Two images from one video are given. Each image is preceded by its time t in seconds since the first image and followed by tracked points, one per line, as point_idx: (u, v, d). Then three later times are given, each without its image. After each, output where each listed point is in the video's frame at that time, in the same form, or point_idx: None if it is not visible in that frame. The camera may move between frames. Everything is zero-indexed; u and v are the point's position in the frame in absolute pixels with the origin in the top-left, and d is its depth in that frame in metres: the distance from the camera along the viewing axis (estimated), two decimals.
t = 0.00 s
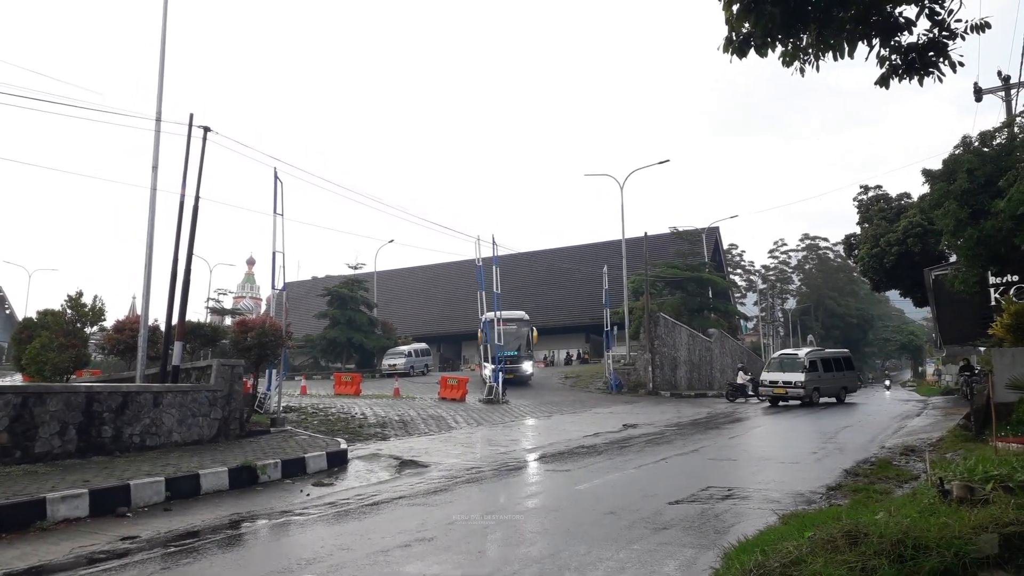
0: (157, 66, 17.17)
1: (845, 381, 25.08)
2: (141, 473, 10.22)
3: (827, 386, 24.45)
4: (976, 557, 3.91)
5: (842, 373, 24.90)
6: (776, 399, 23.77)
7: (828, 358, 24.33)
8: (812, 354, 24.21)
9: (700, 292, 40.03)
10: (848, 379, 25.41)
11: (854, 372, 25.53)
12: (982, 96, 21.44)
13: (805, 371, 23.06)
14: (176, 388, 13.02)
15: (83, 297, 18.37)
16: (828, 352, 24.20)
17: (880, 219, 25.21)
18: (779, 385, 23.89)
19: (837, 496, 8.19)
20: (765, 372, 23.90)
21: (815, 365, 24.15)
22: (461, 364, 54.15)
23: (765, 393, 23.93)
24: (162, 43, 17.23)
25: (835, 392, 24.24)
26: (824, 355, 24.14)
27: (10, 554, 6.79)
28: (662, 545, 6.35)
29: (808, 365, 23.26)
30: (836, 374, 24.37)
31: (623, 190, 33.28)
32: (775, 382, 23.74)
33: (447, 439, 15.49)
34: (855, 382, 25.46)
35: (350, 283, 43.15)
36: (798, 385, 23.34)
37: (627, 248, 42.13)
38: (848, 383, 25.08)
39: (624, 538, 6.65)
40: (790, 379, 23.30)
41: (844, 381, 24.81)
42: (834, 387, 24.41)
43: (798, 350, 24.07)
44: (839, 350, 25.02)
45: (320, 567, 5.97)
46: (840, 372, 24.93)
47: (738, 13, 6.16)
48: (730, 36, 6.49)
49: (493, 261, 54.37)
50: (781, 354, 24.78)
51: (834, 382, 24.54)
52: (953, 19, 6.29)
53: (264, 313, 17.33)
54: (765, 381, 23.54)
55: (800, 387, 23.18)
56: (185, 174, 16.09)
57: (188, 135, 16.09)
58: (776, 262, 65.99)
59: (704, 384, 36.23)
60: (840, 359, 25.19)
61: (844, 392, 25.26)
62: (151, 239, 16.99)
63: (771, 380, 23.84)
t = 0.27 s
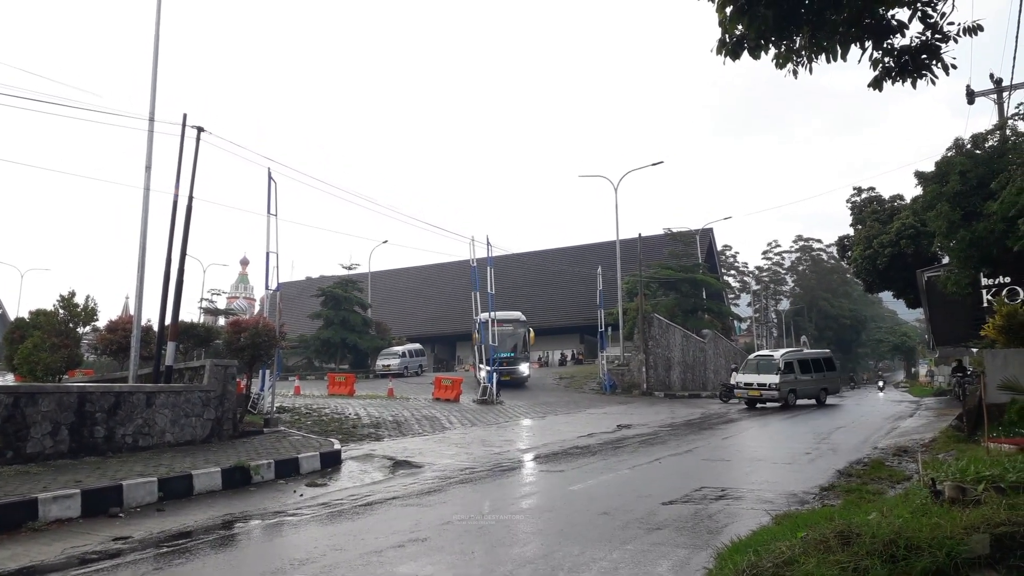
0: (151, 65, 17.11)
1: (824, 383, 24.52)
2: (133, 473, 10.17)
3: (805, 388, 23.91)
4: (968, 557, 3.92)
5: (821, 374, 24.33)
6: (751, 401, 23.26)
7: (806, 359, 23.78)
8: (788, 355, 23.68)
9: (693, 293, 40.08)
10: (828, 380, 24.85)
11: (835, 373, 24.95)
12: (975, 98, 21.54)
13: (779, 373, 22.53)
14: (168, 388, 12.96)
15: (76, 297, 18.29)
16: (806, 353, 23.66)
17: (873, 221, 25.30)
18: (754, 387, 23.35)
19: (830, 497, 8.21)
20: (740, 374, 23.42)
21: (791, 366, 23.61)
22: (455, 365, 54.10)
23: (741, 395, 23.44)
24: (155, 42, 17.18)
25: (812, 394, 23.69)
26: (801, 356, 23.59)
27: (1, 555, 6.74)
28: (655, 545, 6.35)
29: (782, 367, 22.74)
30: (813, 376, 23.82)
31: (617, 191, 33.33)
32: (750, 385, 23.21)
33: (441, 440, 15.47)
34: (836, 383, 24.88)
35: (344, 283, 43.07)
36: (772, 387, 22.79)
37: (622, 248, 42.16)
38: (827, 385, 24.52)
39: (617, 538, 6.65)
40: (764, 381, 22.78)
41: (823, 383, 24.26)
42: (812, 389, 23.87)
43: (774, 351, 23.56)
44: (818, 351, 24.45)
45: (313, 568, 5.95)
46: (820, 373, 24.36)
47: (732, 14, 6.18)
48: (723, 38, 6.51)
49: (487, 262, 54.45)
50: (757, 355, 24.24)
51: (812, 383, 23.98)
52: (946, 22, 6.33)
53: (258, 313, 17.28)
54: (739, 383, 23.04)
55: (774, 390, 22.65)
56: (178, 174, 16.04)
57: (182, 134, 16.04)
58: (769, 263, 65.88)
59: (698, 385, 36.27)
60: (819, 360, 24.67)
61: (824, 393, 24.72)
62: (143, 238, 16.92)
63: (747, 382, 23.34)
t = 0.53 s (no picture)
0: (148, 67, 17.09)
1: (806, 386, 24.02)
2: (129, 476, 10.14)
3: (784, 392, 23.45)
4: (963, 559, 3.94)
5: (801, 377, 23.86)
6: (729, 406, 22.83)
7: (785, 362, 23.33)
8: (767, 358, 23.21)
9: (690, 295, 40.09)
10: (810, 383, 24.37)
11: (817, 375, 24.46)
12: (970, 101, 21.61)
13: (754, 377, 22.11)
14: (165, 390, 12.93)
15: (72, 299, 18.24)
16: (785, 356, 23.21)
17: (869, 223, 25.36)
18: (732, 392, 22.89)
19: (826, 500, 8.21)
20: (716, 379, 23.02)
21: (769, 370, 23.16)
22: (452, 367, 54.05)
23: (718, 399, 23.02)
24: (152, 44, 17.16)
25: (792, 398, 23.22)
26: (779, 359, 23.11)
27: None
28: (651, 548, 6.35)
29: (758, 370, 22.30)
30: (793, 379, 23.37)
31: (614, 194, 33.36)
32: (727, 388, 22.80)
33: (437, 443, 15.45)
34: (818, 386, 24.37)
35: (340, 285, 43.00)
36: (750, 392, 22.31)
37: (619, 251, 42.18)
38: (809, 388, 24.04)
39: (614, 541, 6.65)
40: (740, 385, 22.34)
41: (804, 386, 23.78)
42: (792, 393, 23.40)
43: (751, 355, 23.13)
44: (798, 354, 23.99)
45: (309, 571, 5.94)
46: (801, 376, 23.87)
47: (729, 17, 6.19)
48: (720, 41, 6.53)
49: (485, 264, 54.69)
50: (735, 359, 23.81)
51: (791, 387, 23.51)
52: (942, 25, 6.36)
53: (254, 316, 17.25)
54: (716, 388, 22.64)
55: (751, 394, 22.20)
56: (175, 176, 16.01)
57: (178, 136, 16.00)
58: (766, 266, 65.62)
59: (695, 387, 36.29)
60: (800, 362, 24.18)
61: (806, 396, 24.22)
62: (140, 241, 16.88)
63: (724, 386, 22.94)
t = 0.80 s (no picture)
0: (142, 64, 17.01)
1: (786, 387, 23.62)
2: (123, 474, 10.11)
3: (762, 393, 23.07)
4: (958, 559, 3.95)
5: (780, 378, 23.47)
6: (704, 407, 22.51)
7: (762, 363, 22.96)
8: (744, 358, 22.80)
9: (685, 295, 40.10)
10: (790, 383, 23.95)
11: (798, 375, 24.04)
12: (965, 102, 21.67)
13: (726, 378, 21.80)
14: (159, 389, 12.88)
15: (65, 297, 18.16)
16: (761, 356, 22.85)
17: (864, 224, 25.40)
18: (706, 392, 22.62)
19: (820, 499, 8.23)
20: (690, 379, 22.73)
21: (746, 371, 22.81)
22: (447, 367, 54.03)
23: (694, 400, 22.71)
24: (147, 41, 17.09)
25: (769, 399, 22.84)
26: (756, 360, 22.75)
27: None
28: (646, 547, 6.34)
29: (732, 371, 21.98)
30: (770, 379, 23.00)
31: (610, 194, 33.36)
32: (702, 389, 22.49)
33: (432, 442, 15.44)
34: (799, 387, 23.95)
35: (336, 284, 42.90)
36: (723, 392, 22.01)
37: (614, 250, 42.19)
38: (788, 389, 23.64)
39: (608, 540, 6.65)
40: (714, 386, 22.02)
41: (782, 387, 23.39)
42: (770, 394, 23.02)
43: (726, 355, 22.82)
44: (776, 354, 23.60)
45: (303, 570, 5.92)
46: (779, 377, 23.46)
47: (724, 17, 6.20)
48: (716, 41, 6.53)
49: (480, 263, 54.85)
50: (712, 359, 23.47)
51: (769, 387, 23.13)
52: (937, 26, 6.38)
53: (249, 314, 17.20)
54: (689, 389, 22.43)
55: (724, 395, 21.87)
56: (170, 174, 15.95)
57: (173, 134, 15.92)
58: (760, 265, 65.56)
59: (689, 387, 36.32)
60: (780, 363, 23.73)
61: (786, 397, 23.75)
62: (134, 238, 16.80)
63: (699, 387, 22.63)
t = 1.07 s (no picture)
0: (138, 62, 16.96)
1: (764, 388, 23.46)
2: (118, 474, 10.08)
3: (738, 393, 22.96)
4: (952, 558, 3.96)
5: (757, 378, 23.33)
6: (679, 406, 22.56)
7: (739, 363, 22.85)
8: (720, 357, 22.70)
9: (681, 295, 40.13)
10: (769, 385, 23.76)
11: (777, 376, 23.84)
12: (960, 103, 21.72)
13: (699, 378, 21.75)
14: (154, 388, 12.83)
15: (60, 296, 18.11)
16: (738, 356, 22.76)
17: (859, 224, 25.45)
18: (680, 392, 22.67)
19: (815, 499, 8.24)
20: (665, 378, 22.78)
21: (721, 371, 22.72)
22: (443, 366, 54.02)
23: (669, 399, 22.71)
24: (143, 40, 17.04)
25: (744, 400, 22.71)
26: (732, 359, 22.63)
27: None
28: (642, 547, 6.35)
29: (705, 371, 21.93)
30: (747, 380, 22.88)
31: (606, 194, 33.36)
32: (676, 388, 22.48)
33: (428, 441, 15.42)
34: (778, 388, 23.76)
35: (331, 284, 42.83)
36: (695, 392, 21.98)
37: (610, 250, 42.20)
38: (767, 390, 23.48)
39: (604, 540, 6.65)
40: (687, 386, 22.00)
41: (760, 388, 23.25)
42: (745, 394, 22.89)
43: (702, 354, 22.80)
44: (754, 354, 23.46)
45: (298, 570, 5.90)
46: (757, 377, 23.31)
47: (720, 17, 6.20)
48: (711, 41, 6.53)
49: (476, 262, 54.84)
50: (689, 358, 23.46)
51: (746, 388, 22.98)
52: (931, 26, 6.39)
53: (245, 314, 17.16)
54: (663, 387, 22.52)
55: (697, 395, 21.81)
56: (165, 173, 15.91)
57: (168, 133, 15.87)
58: (756, 265, 64.38)
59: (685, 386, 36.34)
60: (758, 363, 23.57)
61: (765, 398, 23.55)
62: (130, 238, 16.76)
63: (674, 386, 22.61)
